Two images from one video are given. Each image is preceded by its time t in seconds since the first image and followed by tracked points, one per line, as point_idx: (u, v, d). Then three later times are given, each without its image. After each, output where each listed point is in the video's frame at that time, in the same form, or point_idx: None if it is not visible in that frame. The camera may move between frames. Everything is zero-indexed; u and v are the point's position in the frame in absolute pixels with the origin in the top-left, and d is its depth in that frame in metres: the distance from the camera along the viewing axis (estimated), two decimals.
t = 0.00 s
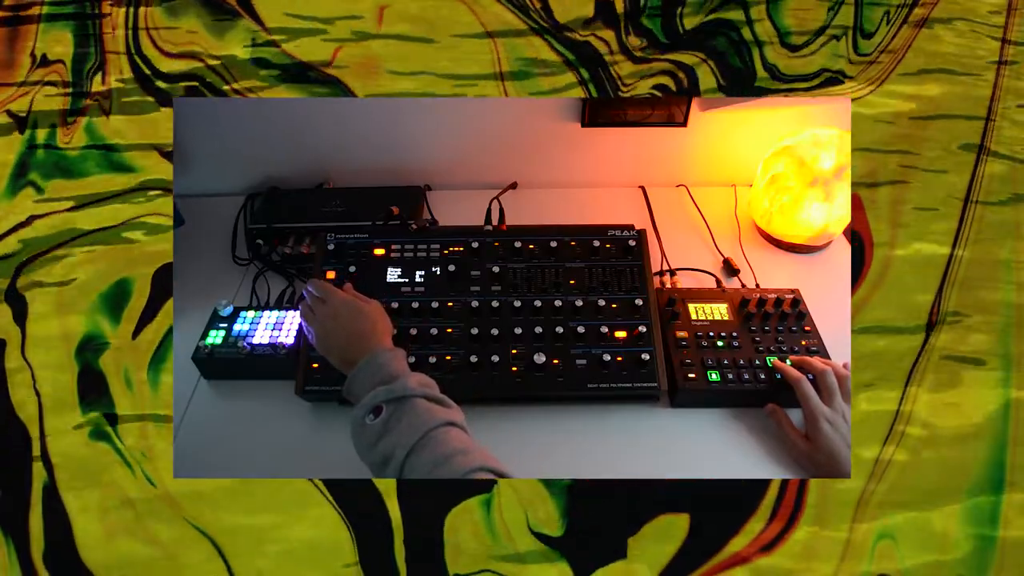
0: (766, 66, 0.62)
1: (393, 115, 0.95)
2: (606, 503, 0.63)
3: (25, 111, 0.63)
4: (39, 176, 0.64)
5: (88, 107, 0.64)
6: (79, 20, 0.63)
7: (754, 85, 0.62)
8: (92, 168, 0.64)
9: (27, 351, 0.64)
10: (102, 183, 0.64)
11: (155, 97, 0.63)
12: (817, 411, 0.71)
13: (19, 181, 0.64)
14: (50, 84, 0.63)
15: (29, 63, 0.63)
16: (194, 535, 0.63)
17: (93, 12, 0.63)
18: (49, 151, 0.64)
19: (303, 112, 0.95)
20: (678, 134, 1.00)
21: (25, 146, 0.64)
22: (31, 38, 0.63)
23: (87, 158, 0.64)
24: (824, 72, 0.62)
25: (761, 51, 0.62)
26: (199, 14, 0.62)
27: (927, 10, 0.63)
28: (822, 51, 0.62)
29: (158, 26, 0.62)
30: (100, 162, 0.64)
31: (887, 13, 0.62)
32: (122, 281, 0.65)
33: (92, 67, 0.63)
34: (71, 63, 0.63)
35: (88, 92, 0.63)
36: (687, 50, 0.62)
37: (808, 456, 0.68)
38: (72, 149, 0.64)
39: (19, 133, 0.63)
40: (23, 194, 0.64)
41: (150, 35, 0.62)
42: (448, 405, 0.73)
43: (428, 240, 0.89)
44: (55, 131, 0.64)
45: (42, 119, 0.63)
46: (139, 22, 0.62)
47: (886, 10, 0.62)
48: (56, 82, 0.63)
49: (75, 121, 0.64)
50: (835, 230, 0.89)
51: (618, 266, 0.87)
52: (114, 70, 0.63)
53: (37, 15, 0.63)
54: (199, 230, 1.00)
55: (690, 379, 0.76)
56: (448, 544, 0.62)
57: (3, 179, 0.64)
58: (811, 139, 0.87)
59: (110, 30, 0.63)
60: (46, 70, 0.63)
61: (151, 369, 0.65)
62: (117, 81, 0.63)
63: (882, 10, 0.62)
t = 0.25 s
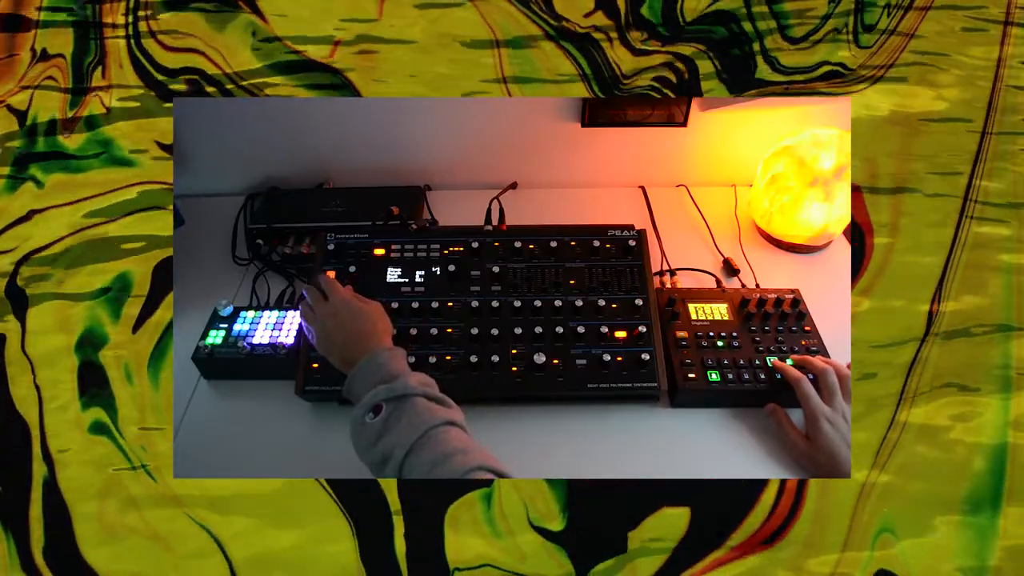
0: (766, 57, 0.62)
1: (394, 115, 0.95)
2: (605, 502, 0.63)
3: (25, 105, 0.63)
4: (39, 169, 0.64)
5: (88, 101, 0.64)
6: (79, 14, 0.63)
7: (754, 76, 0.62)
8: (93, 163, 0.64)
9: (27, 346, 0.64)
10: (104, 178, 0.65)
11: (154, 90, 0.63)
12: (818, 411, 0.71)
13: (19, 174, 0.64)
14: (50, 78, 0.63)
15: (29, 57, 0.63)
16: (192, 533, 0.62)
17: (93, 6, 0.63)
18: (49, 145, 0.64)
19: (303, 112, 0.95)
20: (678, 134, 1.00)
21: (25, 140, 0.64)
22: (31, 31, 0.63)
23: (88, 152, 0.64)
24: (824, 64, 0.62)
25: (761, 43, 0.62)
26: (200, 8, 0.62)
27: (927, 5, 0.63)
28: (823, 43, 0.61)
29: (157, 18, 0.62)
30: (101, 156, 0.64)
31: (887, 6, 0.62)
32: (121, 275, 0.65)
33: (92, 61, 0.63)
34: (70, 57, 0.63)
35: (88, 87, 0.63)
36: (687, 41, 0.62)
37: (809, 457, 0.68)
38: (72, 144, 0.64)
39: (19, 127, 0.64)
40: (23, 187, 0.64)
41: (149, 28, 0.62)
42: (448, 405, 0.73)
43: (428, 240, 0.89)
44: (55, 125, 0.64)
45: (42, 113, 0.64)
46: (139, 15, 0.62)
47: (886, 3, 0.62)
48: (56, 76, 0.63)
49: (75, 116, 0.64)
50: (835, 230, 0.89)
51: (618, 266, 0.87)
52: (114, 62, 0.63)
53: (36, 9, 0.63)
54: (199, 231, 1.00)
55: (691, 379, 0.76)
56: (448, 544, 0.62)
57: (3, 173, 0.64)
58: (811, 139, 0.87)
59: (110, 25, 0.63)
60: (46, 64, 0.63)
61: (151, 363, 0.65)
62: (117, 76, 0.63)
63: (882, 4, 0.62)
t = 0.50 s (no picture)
0: (765, 48, 0.62)
1: (394, 115, 0.95)
2: (604, 499, 0.63)
3: (25, 99, 0.64)
4: (38, 163, 0.64)
5: (89, 95, 0.64)
6: (80, 9, 0.63)
7: (754, 69, 0.62)
8: (93, 157, 0.64)
9: (26, 340, 0.64)
10: (103, 172, 0.65)
11: (154, 83, 0.63)
12: (818, 411, 0.71)
13: (19, 168, 0.64)
14: (50, 72, 0.63)
15: (29, 51, 0.63)
16: (191, 529, 0.62)
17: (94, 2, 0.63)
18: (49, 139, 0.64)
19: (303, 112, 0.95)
20: (678, 134, 1.00)
21: (25, 133, 0.64)
22: (31, 25, 0.63)
23: (88, 146, 0.64)
24: (824, 56, 0.62)
25: (761, 36, 0.62)
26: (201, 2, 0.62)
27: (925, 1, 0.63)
28: (821, 36, 0.62)
29: (158, 12, 0.62)
30: (101, 150, 0.64)
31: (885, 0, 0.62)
32: (123, 266, 0.65)
33: (92, 55, 0.63)
34: (70, 51, 0.63)
35: (88, 81, 0.63)
36: (687, 33, 0.62)
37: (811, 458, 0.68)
38: (72, 138, 0.64)
39: (20, 121, 0.64)
40: (22, 180, 0.64)
41: (150, 22, 0.62)
42: (443, 401, 0.74)
43: (428, 240, 0.89)
44: (55, 118, 0.64)
45: (42, 107, 0.64)
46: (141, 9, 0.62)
47: None
48: (57, 70, 0.63)
49: (75, 110, 0.64)
50: (835, 230, 0.89)
51: (618, 266, 0.87)
52: (115, 56, 0.63)
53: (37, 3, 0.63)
54: (200, 231, 1.00)
55: (690, 379, 0.76)
56: (449, 543, 0.62)
57: (3, 167, 0.64)
58: (811, 139, 0.87)
59: (111, 19, 0.63)
60: (46, 57, 0.63)
61: (151, 357, 0.66)
62: (118, 70, 0.63)
63: None
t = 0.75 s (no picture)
0: (766, 39, 0.62)
1: (394, 115, 0.95)
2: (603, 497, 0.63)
3: (26, 93, 0.64)
4: (38, 157, 0.64)
5: (88, 89, 0.64)
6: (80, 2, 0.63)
7: (754, 61, 0.62)
8: (93, 151, 0.64)
9: (26, 334, 0.64)
10: (102, 167, 0.65)
11: (154, 77, 0.63)
12: (817, 411, 0.71)
13: (18, 161, 0.64)
14: (50, 66, 0.63)
15: (29, 44, 0.63)
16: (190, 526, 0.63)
17: None
18: (49, 133, 0.64)
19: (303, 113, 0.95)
20: (679, 134, 1.00)
21: (25, 127, 0.64)
22: (31, 19, 0.63)
23: (88, 140, 0.64)
24: (825, 48, 0.62)
25: (762, 28, 0.62)
26: None
27: None
28: (823, 28, 0.62)
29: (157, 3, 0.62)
30: (101, 144, 0.64)
31: None
32: (122, 263, 0.65)
33: (93, 49, 0.63)
34: (71, 46, 0.63)
35: (88, 75, 0.63)
36: (687, 24, 0.62)
37: (810, 458, 0.68)
38: (72, 132, 0.64)
39: (20, 115, 0.64)
40: (22, 175, 0.64)
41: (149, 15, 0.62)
42: (434, 394, 0.73)
43: (428, 240, 0.89)
44: (55, 112, 0.64)
45: (42, 101, 0.64)
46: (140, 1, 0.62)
47: None
48: (57, 64, 0.63)
49: (75, 104, 0.64)
50: (835, 230, 0.89)
51: (618, 266, 0.87)
52: (115, 51, 0.63)
53: None
54: (200, 231, 1.00)
55: (691, 379, 0.76)
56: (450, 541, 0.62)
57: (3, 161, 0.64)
58: (811, 139, 0.87)
59: (110, 12, 0.62)
60: (47, 52, 0.63)
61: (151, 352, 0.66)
62: (118, 64, 0.63)
63: None
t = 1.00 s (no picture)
0: (767, 32, 0.62)
1: (394, 115, 0.95)
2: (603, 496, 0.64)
3: (25, 88, 0.63)
4: (38, 152, 0.64)
5: (88, 84, 0.64)
6: None
7: (755, 53, 0.62)
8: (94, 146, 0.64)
9: (27, 329, 0.65)
10: (101, 163, 0.65)
11: (153, 71, 0.63)
12: (818, 412, 0.71)
13: (19, 156, 0.64)
14: (50, 61, 0.63)
15: (29, 40, 0.63)
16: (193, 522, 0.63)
17: None
18: (49, 128, 0.64)
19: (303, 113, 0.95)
20: (679, 134, 1.00)
21: (25, 122, 0.64)
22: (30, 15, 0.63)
23: (88, 135, 0.64)
24: (825, 42, 0.62)
25: (762, 21, 0.62)
26: None
27: None
28: (823, 21, 0.62)
29: None
30: (101, 138, 0.64)
31: None
32: (122, 258, 0.65)
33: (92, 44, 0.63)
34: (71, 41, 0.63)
35: (88, 70, 0.63)
36: (686, 16, 0.62)
37: (809, 458, 0.68)
38: (72, 126, 0.64)
39: (20, 109, 0.64)
40: (23, 170, 0.64)
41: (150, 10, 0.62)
42: (412, 384, 0.73)
43: (428, 240, 0.89)
44: (55, 107, 0.64)
45: (42, 95, 0.64)
46: None
47: None
48: (57, 59, 0.63)
49: (75, 98, 0.64)
50: (835, 230, 0.89)
51: (618, 266, 0.87)
52: (115, 46, 0.63)
53: None
54: (200, 230, 1.00)
55: (690, 379, 0.76)
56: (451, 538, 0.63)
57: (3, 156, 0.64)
58: (811, 139, 0.87)
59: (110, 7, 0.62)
60: (46, 47, 0.63)
61: (151, 347, 0.66)
62: (117, 59, 0.63)
63: None
